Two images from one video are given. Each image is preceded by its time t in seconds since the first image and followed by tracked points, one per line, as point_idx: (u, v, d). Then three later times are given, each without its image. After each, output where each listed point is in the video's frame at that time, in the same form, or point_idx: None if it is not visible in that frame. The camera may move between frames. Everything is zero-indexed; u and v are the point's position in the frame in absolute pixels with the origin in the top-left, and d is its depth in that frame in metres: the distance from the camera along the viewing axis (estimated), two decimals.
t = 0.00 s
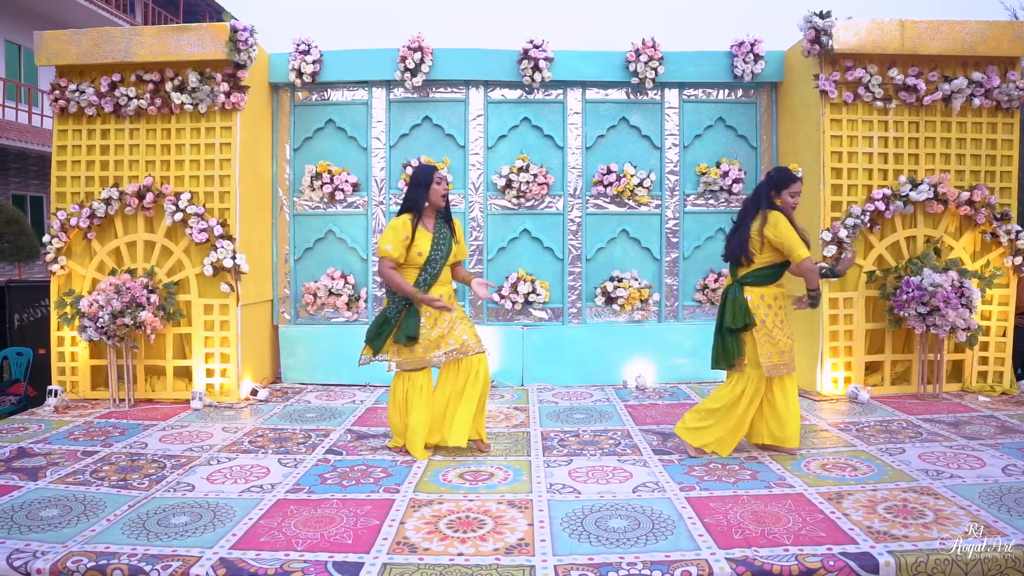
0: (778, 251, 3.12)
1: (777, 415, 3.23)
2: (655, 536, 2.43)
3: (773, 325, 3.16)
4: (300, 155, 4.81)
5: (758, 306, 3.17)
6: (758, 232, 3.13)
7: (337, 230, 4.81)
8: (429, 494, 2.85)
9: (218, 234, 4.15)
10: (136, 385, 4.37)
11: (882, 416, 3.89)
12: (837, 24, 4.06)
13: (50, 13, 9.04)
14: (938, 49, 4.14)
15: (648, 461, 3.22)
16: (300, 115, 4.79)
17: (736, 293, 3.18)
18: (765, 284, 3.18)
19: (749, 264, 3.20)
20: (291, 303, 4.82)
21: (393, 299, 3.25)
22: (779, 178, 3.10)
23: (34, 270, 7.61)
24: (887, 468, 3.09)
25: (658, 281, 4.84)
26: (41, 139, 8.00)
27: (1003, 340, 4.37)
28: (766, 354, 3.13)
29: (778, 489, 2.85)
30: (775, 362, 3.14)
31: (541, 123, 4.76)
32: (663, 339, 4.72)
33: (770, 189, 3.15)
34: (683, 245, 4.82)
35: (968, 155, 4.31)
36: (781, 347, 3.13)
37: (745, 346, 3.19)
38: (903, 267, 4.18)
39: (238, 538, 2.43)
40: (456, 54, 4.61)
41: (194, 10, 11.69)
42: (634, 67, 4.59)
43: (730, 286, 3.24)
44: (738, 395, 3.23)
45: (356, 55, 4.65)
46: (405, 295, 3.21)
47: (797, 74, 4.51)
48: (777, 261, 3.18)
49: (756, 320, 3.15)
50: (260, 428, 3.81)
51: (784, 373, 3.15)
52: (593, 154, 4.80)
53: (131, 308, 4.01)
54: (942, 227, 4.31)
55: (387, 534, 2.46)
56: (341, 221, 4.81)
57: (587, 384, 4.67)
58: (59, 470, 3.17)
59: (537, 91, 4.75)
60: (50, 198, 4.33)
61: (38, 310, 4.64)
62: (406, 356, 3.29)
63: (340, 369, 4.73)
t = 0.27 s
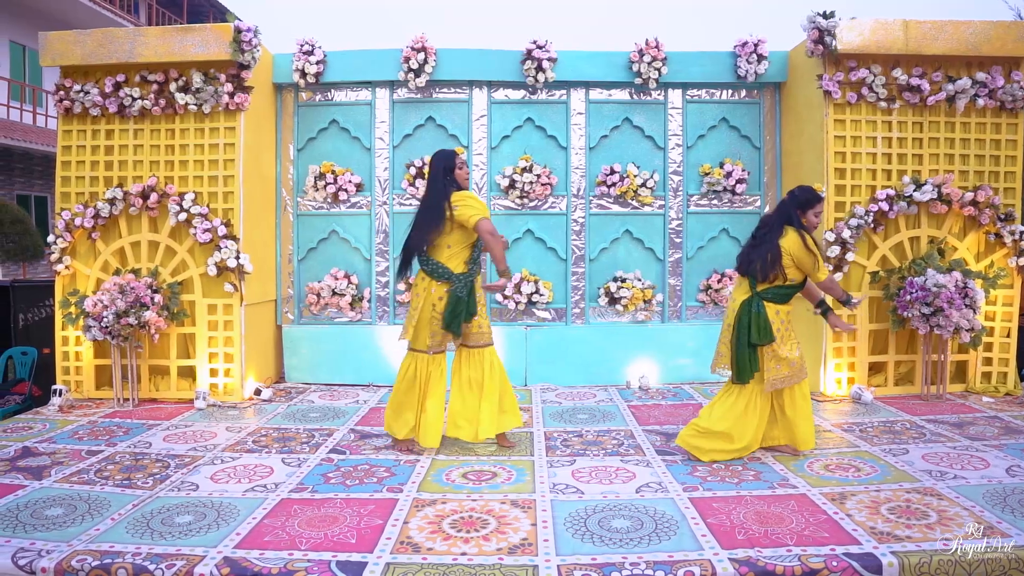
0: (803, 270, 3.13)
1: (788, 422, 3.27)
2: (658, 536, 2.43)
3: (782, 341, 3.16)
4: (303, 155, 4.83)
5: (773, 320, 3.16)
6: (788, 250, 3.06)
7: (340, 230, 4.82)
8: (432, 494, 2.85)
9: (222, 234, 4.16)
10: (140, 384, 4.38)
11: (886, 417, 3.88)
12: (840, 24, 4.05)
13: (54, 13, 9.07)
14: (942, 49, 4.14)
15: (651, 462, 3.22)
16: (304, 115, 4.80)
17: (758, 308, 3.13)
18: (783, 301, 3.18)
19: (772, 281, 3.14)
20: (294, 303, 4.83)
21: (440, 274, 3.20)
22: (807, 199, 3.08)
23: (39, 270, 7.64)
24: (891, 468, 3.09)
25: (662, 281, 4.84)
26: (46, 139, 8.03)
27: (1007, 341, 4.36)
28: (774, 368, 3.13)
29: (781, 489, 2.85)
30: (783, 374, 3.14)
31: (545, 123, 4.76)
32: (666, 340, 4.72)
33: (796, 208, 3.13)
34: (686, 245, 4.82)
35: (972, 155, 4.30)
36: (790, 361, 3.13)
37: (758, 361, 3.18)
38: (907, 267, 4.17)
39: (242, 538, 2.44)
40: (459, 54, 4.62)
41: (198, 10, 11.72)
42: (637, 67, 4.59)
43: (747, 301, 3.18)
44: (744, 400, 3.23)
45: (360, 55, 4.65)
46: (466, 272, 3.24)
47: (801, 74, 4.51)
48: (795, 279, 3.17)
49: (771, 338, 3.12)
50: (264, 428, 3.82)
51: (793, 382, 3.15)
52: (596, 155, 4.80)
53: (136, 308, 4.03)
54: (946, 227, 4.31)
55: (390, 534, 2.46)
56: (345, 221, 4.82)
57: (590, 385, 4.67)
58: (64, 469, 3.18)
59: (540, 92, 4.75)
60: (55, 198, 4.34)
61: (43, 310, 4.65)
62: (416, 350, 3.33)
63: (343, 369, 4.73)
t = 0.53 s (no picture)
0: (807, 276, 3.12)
1: (797, 425, 3.26)
2: (662, 536, 2.43)
3: (791, 346, 3.17)
4: (308, 155, 4.83)
5: (782, 323, 3.16)
6: (794, 252, 3.07)
7: (344, 230, 4.82)
8: (436, 494, 2.85)
9: (226, 234, 4.17)
10: (145, 384, 4.40)
11: (890, 417, 3.87)
12: (844, 23, 4.05)
13: (59, 14, 9.10)
14: (946, 48, 4.13)
15: (655, 461, 3.22)
16: (308, 115, 4.81)
17: (764, 311, 3.14)
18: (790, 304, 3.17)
19: (777, 283, 3.14)
20: (298, 303, 4.84)
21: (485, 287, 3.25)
22: (815, 203, 3.07)
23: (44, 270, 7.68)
24: (895, 468, 3.08)
25: (665, 281, 4.84)
26: (51, 139, 8.06)
27: (1012, 341, 4.35)
28: (783, 372, 3.16)
29: (785, 489, 2.84)
30: (793, 378, 3.17)
31: (548, 123, 4.76)
32: (670, 339, 4.72)
33: (804, 211, 3.11)
34: (690, 245, 4.82)
35: (976, 154, 4.29)
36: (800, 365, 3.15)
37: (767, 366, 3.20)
38: (912, 267, 4.17)
39: (247, 537, 2.45)
40: (463, 54, 4.62)
41: (202, 11, 11.76)
42: (641, 67, 4.59)
43: (755, 304, 3.19)
44: (753, 403, 3.22)
45: (363, 55, 4.66)
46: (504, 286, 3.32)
47: (804, 74, 4.50)
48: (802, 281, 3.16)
49: (776, 342, 3.12)
50: (268, 427, 3.83)
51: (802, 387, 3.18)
52: (600, 154, 4.80)
53: (140, 308, 4.04)
54: (951, 227, 4.29)
55: (394, 534, 2.47)
56: (349, 221, 4.83)
57: (594, 385, 4.67)
58: (69, 468, 3.19)
59: (544, 91, 4.75)
60: (60, 198, 4.36)
61: (48, 310, 4.67)
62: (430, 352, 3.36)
63: (347, 369, 4.74)
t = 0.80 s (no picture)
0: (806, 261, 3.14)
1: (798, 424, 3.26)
2: (664, 536, 2.43)
3: (795, 337, 3.16)
4: (311, 155, 4.84)
5: (783, 315, 3.16)
6: (788, 243, 3.09)
7: (348, 230, 4.83)
8: (439, 494, 2.86)
9: (230, 234, 4.18)
10: (149, 384, 4.41)
11: (894, 417, 3.87)
12: (848, 23, 4.05)
13: (64, 15, 9.13)
14: (950, 47, 4.12)
15: (658, 461, 3.22)
16: (312, 115, 4.81)
17: (765, 304, 3.17)
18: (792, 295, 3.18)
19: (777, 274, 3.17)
20: (302, 303, 4.85)
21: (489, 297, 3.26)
22: (809, 193, 3.07)
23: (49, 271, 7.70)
24: (899, 468, 3.08)
25: (669, 281, 4.85)
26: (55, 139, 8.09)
27: (1016, 341, 4.34)
28: (786, 365, 3.16)
29: (788, 489, 2.84)
30: (794, 372, 3.16)
31: (552, 123, 4.76)
32: (673, 339, 4.71)
33: (798, 201, 3.13)
34: (693, 245, 4.81)
35: (980, 154, 4.28)
36: (802, 360, 3.14)
37: (769, 358, 3.21)
38: (915, 267, 4.16)
39: (250, 536, 2.45)
40: (466, 54, 4.63)
41: (206, 11, 11.80)
42: (644, 67, 4.59)
43: (757, 295, 3.22)
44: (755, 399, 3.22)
45: (367, 55, 4.67)
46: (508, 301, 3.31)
47: (808, 74, 4.49)
48: (804, 271, 3.16)
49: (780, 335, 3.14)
50: (272, 427, 3.84)
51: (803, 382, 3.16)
52: (604, 154, 4.80)
53: (144, 308, 4.05)
54: (955, 227, 4.29)
55: (397, 533, 2.47)
56: (352, 221, 4.83)
57: (597, 385, 4.67)
58: (73, 468, 3.20)
59: (547, 92, 4.75)
60: (64, 199, 4.37)
61: (52, 310, 4.69)
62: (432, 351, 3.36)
63: (350, 369, 4.75)
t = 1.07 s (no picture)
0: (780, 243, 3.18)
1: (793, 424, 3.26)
2: (665, 536, 2.43)
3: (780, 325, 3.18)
4: (313, 155, 4.85)
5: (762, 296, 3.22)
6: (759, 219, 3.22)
7: (350, 230, 4.83)
8: (440, 494, 2.86)
9: (231, 234, 4.19)
10: (151, 383, 4.41)
11: (895, 418, 3.86)
12: (850, 23, 4.04)
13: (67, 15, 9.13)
14: (952, 47, 4.11)
15: (659, 462, 3.22)
16: (313, 115, 4.82)
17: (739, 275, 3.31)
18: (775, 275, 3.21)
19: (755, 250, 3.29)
20: (304, 303, 4.85)
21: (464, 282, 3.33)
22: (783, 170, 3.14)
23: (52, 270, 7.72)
24: (900, 469, 3.07)
25: (670, 281, 4.84)
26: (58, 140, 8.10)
27: (1018, 341, 4.33)
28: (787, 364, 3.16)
29: (789, 490, 2.84)
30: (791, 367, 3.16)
31: (553, 123, 4.76)
32: (675, 339, 4.71)
33: (783, 178, 3.19)
34: (695, 245, 4.81)
35: (982, 154, 4.27)
36: (774, 338, 3.16)
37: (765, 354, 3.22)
38: (917, 267, 4.15)
39: (251, 536, 2.46)
40: (468, 54, 4.63)
41: (209, 11, 11.81)
42: (645, 67, 4.58)
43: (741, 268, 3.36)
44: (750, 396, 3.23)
45: (368, 55, 4.67)
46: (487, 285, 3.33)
47: (810, 74, 4.49)
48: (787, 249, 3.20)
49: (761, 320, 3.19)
50: (273, 427, 3.84)
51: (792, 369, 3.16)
52: (605, 155, 4.80)
53: (146, 308, 4.06)
54: (956, 227, 4.28)
55: (398, 534, 2.47)
56: (354, 221, 4.84)
57: (598, 385, 4.67)
58: (75, 467, 3.21)
59: (548, 92, 4.75)
60: (67, 199, 4.38)
61: (55, 310, 4.70)
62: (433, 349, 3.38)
63: (352, 368, 4.75)
